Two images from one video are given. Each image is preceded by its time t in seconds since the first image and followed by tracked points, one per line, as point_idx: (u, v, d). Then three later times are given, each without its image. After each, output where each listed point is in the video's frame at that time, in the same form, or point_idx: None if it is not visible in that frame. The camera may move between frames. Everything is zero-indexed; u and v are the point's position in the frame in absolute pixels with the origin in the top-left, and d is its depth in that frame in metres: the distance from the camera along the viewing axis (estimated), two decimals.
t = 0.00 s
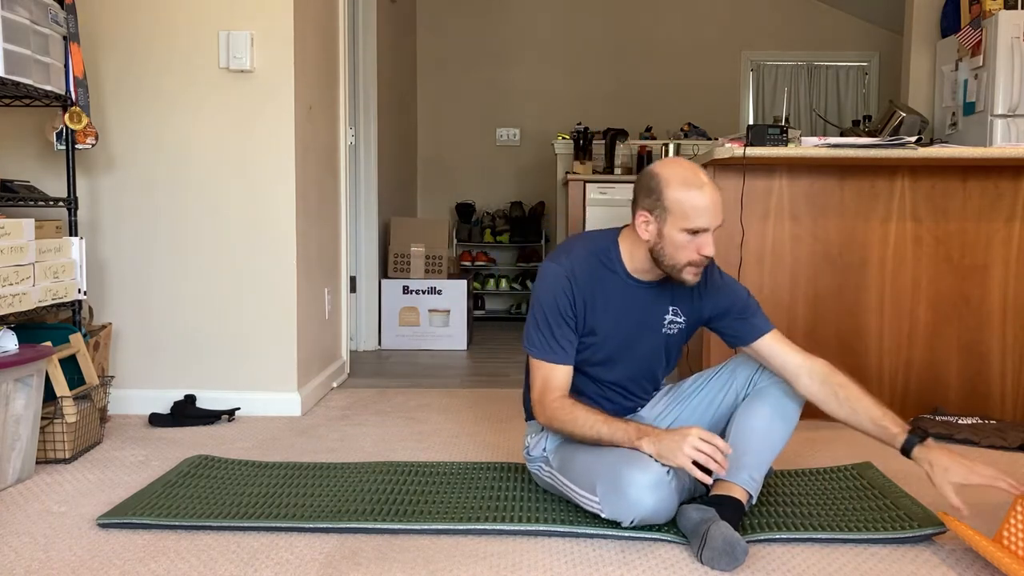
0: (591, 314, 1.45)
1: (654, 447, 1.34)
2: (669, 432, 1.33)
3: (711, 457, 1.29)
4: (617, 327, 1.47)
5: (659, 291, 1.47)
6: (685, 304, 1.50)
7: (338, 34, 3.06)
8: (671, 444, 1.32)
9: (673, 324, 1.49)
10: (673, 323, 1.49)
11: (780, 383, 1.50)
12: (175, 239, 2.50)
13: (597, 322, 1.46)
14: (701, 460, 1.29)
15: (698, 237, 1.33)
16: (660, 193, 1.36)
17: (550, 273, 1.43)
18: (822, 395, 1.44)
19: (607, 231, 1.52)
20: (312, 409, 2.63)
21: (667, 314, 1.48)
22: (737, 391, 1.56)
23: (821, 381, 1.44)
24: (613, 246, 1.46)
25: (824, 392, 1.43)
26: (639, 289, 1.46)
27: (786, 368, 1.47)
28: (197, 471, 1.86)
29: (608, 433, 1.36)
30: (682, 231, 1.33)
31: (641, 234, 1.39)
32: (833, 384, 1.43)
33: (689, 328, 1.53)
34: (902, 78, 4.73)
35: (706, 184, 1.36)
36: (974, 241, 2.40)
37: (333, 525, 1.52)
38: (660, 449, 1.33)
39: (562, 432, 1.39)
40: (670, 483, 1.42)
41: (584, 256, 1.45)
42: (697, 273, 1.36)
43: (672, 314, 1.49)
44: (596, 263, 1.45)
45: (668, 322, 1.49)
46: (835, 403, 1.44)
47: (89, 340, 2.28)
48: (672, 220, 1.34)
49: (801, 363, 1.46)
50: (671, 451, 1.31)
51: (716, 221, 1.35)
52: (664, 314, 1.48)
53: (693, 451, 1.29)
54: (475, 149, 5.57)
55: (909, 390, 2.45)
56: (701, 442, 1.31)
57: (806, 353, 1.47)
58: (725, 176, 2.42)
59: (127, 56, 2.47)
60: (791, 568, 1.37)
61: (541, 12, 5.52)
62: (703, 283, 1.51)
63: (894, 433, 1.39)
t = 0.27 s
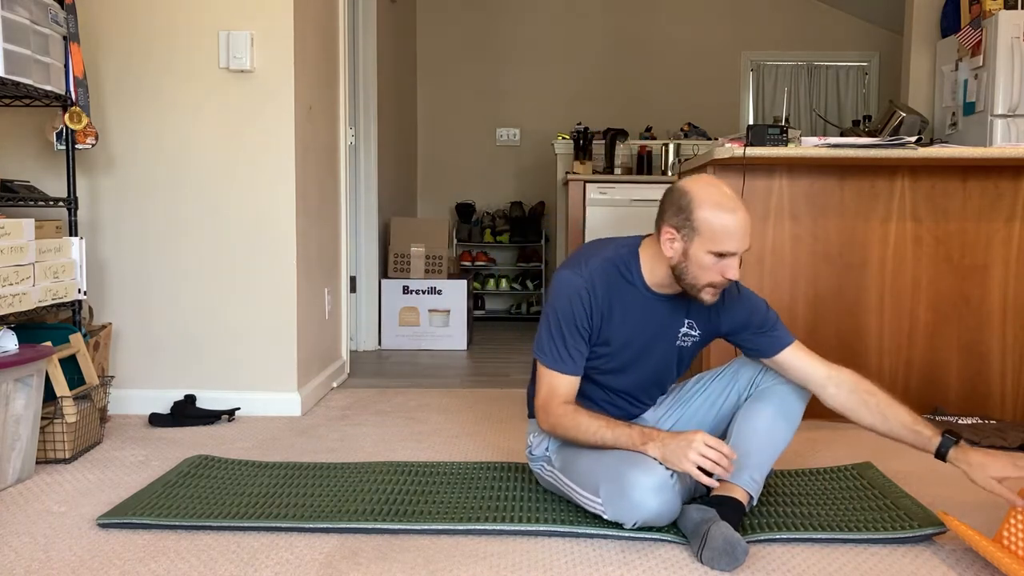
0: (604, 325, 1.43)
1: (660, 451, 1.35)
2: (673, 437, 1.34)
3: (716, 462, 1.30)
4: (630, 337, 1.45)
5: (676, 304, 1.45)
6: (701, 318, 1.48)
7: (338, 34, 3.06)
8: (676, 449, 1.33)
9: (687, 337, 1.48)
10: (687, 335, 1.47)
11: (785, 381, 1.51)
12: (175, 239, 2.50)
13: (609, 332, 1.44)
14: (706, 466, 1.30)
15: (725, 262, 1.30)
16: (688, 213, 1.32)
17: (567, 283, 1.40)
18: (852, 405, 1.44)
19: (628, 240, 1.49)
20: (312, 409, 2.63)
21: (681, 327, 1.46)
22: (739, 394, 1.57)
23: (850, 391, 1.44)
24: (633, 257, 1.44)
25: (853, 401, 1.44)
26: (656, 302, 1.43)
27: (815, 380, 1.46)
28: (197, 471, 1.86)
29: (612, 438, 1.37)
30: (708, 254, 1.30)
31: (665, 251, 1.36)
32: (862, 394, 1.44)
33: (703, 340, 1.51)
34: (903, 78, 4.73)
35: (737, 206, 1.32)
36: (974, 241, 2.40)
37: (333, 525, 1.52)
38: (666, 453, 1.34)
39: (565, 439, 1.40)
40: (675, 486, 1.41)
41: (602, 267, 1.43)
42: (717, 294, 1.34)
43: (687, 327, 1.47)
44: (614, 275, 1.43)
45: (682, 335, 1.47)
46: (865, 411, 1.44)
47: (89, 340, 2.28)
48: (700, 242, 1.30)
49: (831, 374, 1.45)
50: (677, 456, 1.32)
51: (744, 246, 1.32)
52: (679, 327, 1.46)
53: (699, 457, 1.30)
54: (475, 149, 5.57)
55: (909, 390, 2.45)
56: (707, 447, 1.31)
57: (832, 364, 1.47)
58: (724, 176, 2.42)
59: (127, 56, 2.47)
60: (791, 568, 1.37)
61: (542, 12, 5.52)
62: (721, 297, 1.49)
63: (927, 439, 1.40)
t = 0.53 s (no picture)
0: (609, 330, 1.43)
1: (662, 452, 1.34)
2: (675, 437, 1.34)
3: (719, 461, 1.29)
4: (635, 343, 1.45)
5: (683, 311, 1.45)
6: (708, 325, 1.47)
7: (338, 34, 3.06)
8: (678, 450, 1.32)
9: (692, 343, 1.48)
10: (691, 342, 1.48)
11: (784, 383, 1.51)
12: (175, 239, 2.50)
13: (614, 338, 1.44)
14: (708, 467, 1.29)
15: (735, 274, 1.30)
16: (700, 224, 1.31)
17: (574, 287, 1.40)
18: (860, 411, 1.44)
19: (637, 244, 1.49)
20: (312, 409, 2.63)
21: (687, 334, 1.46)
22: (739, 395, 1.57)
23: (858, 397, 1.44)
24: (642, 263, 1.43)
25: (861, 407, 1.44)
26: (663, 309, 1.43)
27: (824, 388, 1.46)
28: (197, 471, 1.86)
29: (614, 439, 1.37)
30: (719, 265, 1.30)
31: (676, 260, 1.36)
32: (871, 400, 1.43)
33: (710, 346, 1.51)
34: (902, 78, 4.73)
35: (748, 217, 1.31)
36: (974, 242, 2.40)
37: (333, 525, 1.52)
38: (668, 454, 1.33)
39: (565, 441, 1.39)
40: (676, 487, 1.41)
41: (610, 273, 1.42)
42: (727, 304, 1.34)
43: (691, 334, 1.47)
44: (621, 281, 1.42)
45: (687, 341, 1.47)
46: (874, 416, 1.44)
47: (89, 340, 2.28)
48: (711, 254, 1.30)
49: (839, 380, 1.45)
50: (679, 456, 1.32)
51: (755, 256, 1.31)
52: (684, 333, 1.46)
53: (701, 457, 1.30)
54: (475, 149, 5.57)
55: (909, 390, 2.45)
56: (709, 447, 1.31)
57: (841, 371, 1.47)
58: (724, 176, 2.42)
59: (127, 56, 2.47)
60: (791, 568, 1.37)
61: (542, 12, 5.52)
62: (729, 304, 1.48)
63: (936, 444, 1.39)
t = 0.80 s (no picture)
0: (607, 329, 1.44)
1: (662, 453, 1.34)
2: (675, 437, 1.33)
3: (719, 462, 1.29)
4: (633, 341, 1.45)
5: (679, 307, 1.45)
6: (703, 322, 1.48)
7: (338, 34, 3.06)
8: (678, 451, 1.32)
9: (690, 340, 1.48)
10: (689, 339, 1.48)
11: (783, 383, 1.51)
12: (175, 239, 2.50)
13: (611, 336, 1.44)
14: (709, 467, 1.29)
15: (725, 263, 1.29)
16: (691, 213, 1.32)
17: (570, 286, 1.40)
18: (846, 413, 1.45)
19: (632, 242, 1.49)
20: (312, 409, 2.63)
21: (684, 330, 1.46)
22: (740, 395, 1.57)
23: (844, 399, 1.45)
24: (637, 261, 1.43)
25: (847, 409, 1.44)
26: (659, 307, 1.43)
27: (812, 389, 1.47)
28: (197, 471, 1.86)
29: (614, 440, 1.36)
30: (707, 254, 1.30)
31: (667, 251, 1.36)
32: (857, 403, 1.44)
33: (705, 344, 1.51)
34: (902, 78, 4.74)
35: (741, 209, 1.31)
36: (974, 242, 2.40)
37: (333, 525, 1.52)
38: (668, 455, 1.33)
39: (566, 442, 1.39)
40: (677, 488, 1.41)
41: (606, 271, 1.42)
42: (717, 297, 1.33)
43: (688, 331, 1.47)
44: (617, 279, 1.42)
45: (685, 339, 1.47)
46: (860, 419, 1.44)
47: (89, 340, 2.28)
48: (701, 241, 1.30)
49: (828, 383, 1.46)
50: (679, 457, 1.31)
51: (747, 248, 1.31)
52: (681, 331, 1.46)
53: (701, 459, 1.29)
54: (475, 149, 5.57)
55: (909, 390, 2.45)
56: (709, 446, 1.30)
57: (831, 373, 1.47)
58: (724, 176, 2.42)
59: (127, 56, 2.47)
60: (791, 568, 1.37)
61: (542, 12, 5.52)
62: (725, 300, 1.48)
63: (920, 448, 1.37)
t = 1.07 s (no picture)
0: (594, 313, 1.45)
1: (659, 454, 1.34)
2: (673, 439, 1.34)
3: (715, 467, 1.29)
4: (618, 327, 1.46)
5: (660, 292, 1.47)
6: (686, 307, 1.49)
7: (338, 34, 3.06)
8: (675, 453, 1.32)
9: (674, 326, 1.48)
10: (673, 325, 1.48)
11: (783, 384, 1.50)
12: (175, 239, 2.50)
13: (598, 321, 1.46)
14: (704, 470, 1.29)
15: (674, 215, 1.35)
16: (654, 173, 1.41)
17: (556, 269, 1.43)
18: (820, 407, 1.43)
19: (614, 229, 1.52)
20: (312, 409, 2.63)
21: (668, 315, 1.48)
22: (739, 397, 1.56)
23: (820, 393, 1.43)
24: (619, 244, 1.46)
25: (822, 403, 1.43)
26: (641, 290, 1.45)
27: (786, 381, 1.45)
28: (198, 471, 1.86)
29: (611, 437, 1.37)
30: (660, 207, 1.37)
31: (635, 213, 1.44)
32: (831, 397, 1.43)
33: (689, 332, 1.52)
34: (902, 78, 4.74)
35: (701, 170, 1.38)
36: (974, 242, 2.40)
37: (334, 525, 1.52)
38: (665, 457, 1.33)
39: (564, 432, 1.40)
40: (676, 488, 1.41)
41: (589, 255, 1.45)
42: (670, 253, 1.36)
43: (672, 316, 1.48)
44: (600, 263, 1.45)
45: (668, 324, 1.48)
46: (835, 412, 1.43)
47: (89, 340, 2.28)
48: (656, 196, 1.38)
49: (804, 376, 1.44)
50: (675, 459, 1.32)
51: (702, 204, 1.36)
52: (665, 316, 1.48)
53: (697, 462, 1.29)
54: (475, 149, 5.57)
55: (909, 390, 2.45)
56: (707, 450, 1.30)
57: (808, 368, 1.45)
58: (724, 176, 2.42)
59: (127, 56, 2.47)
60: (791, 568, 1.37)
61: (542, 12, 5.52)
62: (706, 285, 1.49)
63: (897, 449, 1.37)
